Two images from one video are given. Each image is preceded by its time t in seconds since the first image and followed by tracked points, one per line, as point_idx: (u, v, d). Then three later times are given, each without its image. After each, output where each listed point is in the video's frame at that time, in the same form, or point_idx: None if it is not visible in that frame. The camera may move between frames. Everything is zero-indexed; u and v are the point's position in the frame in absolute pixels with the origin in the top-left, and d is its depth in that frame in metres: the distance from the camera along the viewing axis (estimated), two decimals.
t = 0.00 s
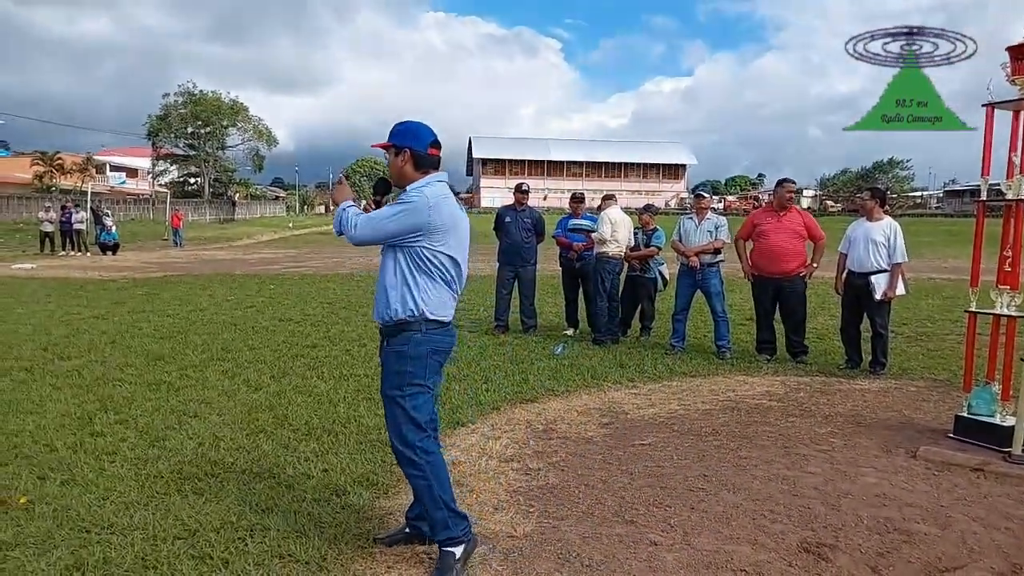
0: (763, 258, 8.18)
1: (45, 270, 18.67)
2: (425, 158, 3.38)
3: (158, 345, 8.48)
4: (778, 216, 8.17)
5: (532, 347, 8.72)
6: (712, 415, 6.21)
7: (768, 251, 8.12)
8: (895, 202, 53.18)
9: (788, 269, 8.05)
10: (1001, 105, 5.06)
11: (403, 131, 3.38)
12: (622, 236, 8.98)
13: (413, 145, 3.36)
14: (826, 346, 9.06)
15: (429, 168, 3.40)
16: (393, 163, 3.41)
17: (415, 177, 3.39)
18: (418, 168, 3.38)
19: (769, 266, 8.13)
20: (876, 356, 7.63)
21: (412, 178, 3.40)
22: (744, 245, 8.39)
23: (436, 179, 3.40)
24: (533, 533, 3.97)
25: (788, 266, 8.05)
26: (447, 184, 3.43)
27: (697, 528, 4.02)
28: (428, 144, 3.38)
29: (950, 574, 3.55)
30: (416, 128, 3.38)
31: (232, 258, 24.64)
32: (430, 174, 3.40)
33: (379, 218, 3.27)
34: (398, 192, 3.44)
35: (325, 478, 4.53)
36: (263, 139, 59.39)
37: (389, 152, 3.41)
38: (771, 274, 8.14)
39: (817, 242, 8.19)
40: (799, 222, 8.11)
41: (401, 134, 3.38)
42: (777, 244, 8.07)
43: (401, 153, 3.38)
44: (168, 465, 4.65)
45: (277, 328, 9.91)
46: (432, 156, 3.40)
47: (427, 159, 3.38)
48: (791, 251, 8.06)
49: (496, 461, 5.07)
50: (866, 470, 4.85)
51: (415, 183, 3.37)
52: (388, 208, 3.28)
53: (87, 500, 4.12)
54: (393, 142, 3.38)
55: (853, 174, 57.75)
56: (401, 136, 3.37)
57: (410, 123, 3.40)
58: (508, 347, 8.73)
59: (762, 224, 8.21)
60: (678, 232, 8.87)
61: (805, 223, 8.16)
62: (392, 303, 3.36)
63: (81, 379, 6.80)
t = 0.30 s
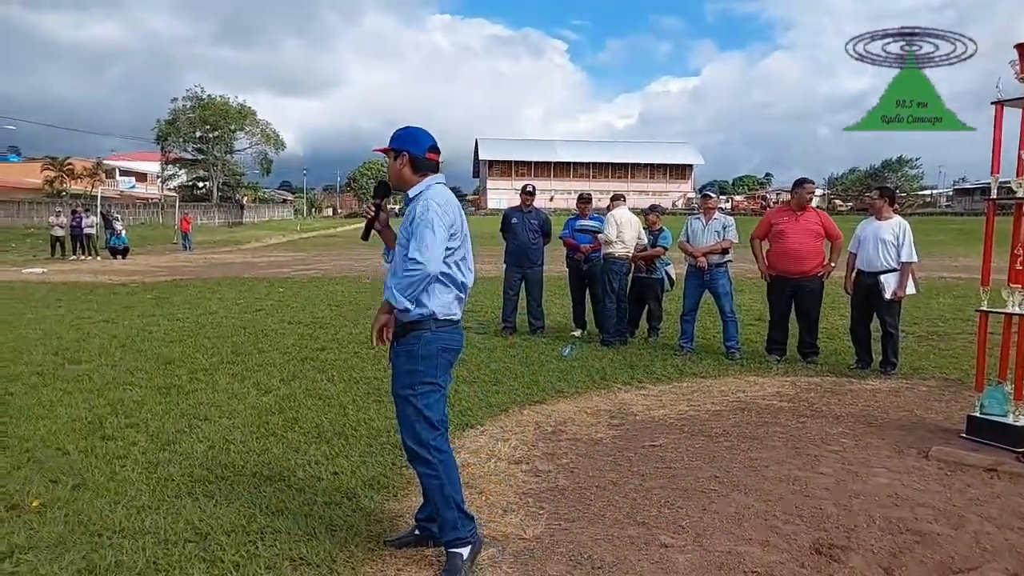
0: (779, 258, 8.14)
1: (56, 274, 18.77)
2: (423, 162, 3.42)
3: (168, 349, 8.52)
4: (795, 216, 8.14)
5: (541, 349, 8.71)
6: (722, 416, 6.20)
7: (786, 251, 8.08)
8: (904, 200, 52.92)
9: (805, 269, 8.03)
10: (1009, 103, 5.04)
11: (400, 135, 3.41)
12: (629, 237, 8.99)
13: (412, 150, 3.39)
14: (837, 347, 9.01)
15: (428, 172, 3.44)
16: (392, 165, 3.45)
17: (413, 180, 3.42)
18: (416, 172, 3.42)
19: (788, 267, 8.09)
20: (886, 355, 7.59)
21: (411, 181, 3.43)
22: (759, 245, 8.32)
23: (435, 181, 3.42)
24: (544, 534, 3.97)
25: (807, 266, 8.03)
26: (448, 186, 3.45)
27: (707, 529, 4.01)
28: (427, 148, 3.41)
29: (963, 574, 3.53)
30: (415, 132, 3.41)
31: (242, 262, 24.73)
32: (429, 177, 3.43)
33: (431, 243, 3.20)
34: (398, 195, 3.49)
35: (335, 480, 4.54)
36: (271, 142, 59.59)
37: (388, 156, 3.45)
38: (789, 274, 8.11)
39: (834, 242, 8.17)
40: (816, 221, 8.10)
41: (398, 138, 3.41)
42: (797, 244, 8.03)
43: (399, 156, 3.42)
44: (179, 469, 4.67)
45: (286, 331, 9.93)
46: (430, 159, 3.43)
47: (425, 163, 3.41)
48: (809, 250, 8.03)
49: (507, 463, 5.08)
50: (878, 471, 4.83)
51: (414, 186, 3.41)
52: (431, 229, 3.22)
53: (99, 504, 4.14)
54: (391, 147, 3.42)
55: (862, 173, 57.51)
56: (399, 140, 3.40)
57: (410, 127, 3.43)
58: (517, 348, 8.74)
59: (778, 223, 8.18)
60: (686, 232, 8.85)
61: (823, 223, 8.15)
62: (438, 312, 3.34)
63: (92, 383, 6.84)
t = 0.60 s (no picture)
0: (788, 263, 8.12)
1: (56, 269, 18.76)
2: (420, 162, 3.41)
3: (168, 346, 8.51)
4: (804, 221, 8.14)
5: (541, 351, 8.71)
6: (721, 420, 6.19)
7: (797, 257, 8.06)
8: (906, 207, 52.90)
9: (814, 274, 8.02)
10: (1012, 111, 5.04)
11: (397, 135, 3.39)
12: (630, 240, 8.99)
13: (409, 150, 3.38)
14: (837, 352, 9.01)
15: (426, 172, 3.43)
16: (389, 166, 3.44)
17: (410, 181, 3.42)
18: (414, 172, 3.41)
19: (796, 272, 8.07)
20: (886, 362, 7.59)
21: (409, 182, 3.43)
22: (767, 250, 8.34)
23: (433, 181, 3.41)
24: (541, 536, 3.97)
25: (817, 272, 8.02)
26: (449, 185, 3.44)
27: (705, 534, 4.00)
28: (425, 148, 3.40)
29: None
30: (412, 132, 3.40)
31: (242, 260, 24.71)
32: (427, 177, 3.43)
33: (470, 231, 3.26)
34: (395, 195, 3.48)
35: (333, 479, 4.54)
36: (273, 140, 59.64)
37: (384, 157, 3.44)
38: (796, 280, 8.10)
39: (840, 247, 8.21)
40: (825, 227, 8.08)
41: (395, 139, 3.40)
42: (808, 249, 8.02)
43: (396, 157, 3.40)
44: (176, 466, 4.66)
45: (287, 329, 9.92)
46: (427, 160, 3.42)
47: (422, 164, 3.40)
48: (819, 256, 8.03)
49: (505, 465, 5.07)
50: (876, 477, 4.82)
51: (413, 187, 3.41)
52: (466, 218, 3.28)
53: (97, 499, 4.14)
54: (387, 147, 3.40)
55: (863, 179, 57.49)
56: (395, 140, 3.39)
57: (407, 127, 3.41)
58: (518, 350, 8.73)
59: (789, 228, 8.16)
60: (688, 236, 8.85)
61: (832, 230, 8.11)
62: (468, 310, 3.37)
63: (92, 379, 6.83)
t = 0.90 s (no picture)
0: (791, 265, 8.12)
1: (55, 268, 18.77)
2: (432, 162, 3.40)
3: (168, 346, 8.51)
4: (810, 224, 8.14)
5: (540, 352, 8.70)
6: (720, 422, 6.18)
7: (799, 260, 8.07)
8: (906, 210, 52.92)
9: (818, 278, 8.04)
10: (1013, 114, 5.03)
11: (406, 134, 3.36)
12: (632, 242, 9.00)
13: (419, 149, 3.36)
14: (837, 355, 9.01)
15: (435, 171, 3.42)
16: (398, 164, 3.42)
17: (421, 180, 3.42)
18: (425, 171, 3.41)
19: (799, 276, 8.07)
20: (886, 364, 7.59)
21: (419, 180, 3.42)
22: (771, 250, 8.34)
23: (445, 181, 3.43)
24: (541, 537, 3.97)
25: (820, 276, 8.04)
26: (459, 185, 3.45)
27: (703, 536, 4.00)
28: (434, 147, 3.38)
29: None
30: (421, 131, 3.37)
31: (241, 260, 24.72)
32: (438, 176, 3.43)
33: (478, 244, 3.25)
34: (404, 194, 3.48)
35: (332, 479, 4.53)
36: (273, 141, 59.65)
37: (393, 155, 3.41)
38: (797, 282, 8.12)
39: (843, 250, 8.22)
40: (830, 231, 8.08)
41: (403, 137, 3.37)
42: (811, 253, 8.02)
43: (406, 156, 3.39)
44: (175, 466, 4.65)
45: (287, 329, 9.92)
46: (438, 159, 3.41)
47: (433, 163, 3.39)
48: (822, 260, 8.02)
49: (504, 466, 5.07)
50: (875, 480, 4.81)
51: (426, 187, 3.42)
52: (474, 229, 3.27)
53: (95, 499, 4.14)
54: (398, 146, 3.37)
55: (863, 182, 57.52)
56: (405, 139, 3.36)
57: (415, 126, 3.37)
58: (517, 351, 8.73)
59: (795, 232, 8.16)
60: (688, 237, 8.86)
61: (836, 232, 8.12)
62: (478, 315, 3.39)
63: (92, 378, 6.83)
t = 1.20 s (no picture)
0: (802, 264, 8.03)
1: (71, 270, 18.91)
2: (475, 163, 3.31)
3: (182, 347, 8.52)
4: (822, 221, 8.02)
5: (553, 353, 8.65)
6: (736, 423, 6.11)
7: (810, 258, 7.96)
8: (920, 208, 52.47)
9: (828, 278, 7.92)
10: None
11: (452, 133, 3.28)
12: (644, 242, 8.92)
13: (463, 149, 3.27)
14: (855, 355, 8.90)
15: (479, 172, 3.34)
16: (441, 164, 3.33)
17: (464, 181, 3.33)
18: (468, 173, 3.32)
19: (810, 275, 7.97)
20: (905, 365, 7.48)
21: (462, 181, 3.34)
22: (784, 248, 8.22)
23: (488, 184, 3.36)
24: (557, 540, 3.91)
25: (831, 275, 7.92)
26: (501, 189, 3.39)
27: (721, 538, 3.93)
28: (479, 147, 3.30)
29: None
30: (467, 131, 3.28)
31: (254, 261, 24.82)
32: (481, 179, 3.35)
33: (520, 257, 3.20)
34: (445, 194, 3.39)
35: (348, 480, 4.50)
36: (285, 143, 59.86)
37: (437, 154, 3.32)
38: (807, 282, 8.02)
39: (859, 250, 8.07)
40: (843, 230, 7.96)
41: (448, 136, 3.28)
42: (823, 251, 7.92)
43: (450, 155, 3.30)
44: (194, 466, 4.62)
45: (300, 331, 9.91)
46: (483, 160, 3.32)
47: (478, 164, 3.30)
48: (835, 259, 7.91)
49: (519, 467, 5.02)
50: (896, 482, 4.73)
51: (469, 188, 3.34)
52: (517, 242, 3.21)
53: (115, 498, 4.12)
54: (442, 144, 3.28)
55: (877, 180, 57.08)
56: (450, 138, 3.27)
57: (461, 124, 3.29)
58: (530, 352, 8.67)
59: (807, 228, 8.06)
60: (701, 237, 8.76)
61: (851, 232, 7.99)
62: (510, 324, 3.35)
63: (109, 379, 6.83)
